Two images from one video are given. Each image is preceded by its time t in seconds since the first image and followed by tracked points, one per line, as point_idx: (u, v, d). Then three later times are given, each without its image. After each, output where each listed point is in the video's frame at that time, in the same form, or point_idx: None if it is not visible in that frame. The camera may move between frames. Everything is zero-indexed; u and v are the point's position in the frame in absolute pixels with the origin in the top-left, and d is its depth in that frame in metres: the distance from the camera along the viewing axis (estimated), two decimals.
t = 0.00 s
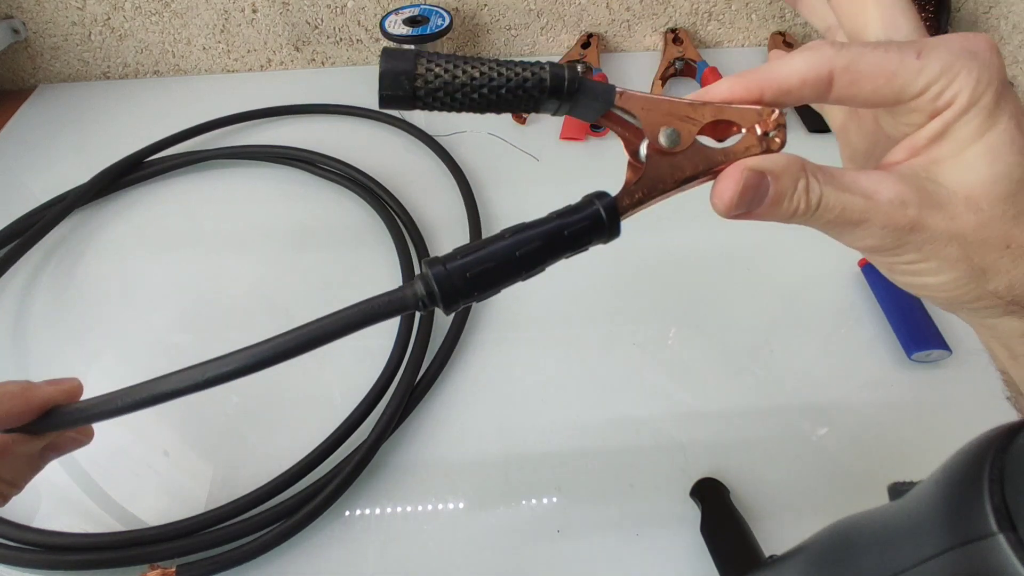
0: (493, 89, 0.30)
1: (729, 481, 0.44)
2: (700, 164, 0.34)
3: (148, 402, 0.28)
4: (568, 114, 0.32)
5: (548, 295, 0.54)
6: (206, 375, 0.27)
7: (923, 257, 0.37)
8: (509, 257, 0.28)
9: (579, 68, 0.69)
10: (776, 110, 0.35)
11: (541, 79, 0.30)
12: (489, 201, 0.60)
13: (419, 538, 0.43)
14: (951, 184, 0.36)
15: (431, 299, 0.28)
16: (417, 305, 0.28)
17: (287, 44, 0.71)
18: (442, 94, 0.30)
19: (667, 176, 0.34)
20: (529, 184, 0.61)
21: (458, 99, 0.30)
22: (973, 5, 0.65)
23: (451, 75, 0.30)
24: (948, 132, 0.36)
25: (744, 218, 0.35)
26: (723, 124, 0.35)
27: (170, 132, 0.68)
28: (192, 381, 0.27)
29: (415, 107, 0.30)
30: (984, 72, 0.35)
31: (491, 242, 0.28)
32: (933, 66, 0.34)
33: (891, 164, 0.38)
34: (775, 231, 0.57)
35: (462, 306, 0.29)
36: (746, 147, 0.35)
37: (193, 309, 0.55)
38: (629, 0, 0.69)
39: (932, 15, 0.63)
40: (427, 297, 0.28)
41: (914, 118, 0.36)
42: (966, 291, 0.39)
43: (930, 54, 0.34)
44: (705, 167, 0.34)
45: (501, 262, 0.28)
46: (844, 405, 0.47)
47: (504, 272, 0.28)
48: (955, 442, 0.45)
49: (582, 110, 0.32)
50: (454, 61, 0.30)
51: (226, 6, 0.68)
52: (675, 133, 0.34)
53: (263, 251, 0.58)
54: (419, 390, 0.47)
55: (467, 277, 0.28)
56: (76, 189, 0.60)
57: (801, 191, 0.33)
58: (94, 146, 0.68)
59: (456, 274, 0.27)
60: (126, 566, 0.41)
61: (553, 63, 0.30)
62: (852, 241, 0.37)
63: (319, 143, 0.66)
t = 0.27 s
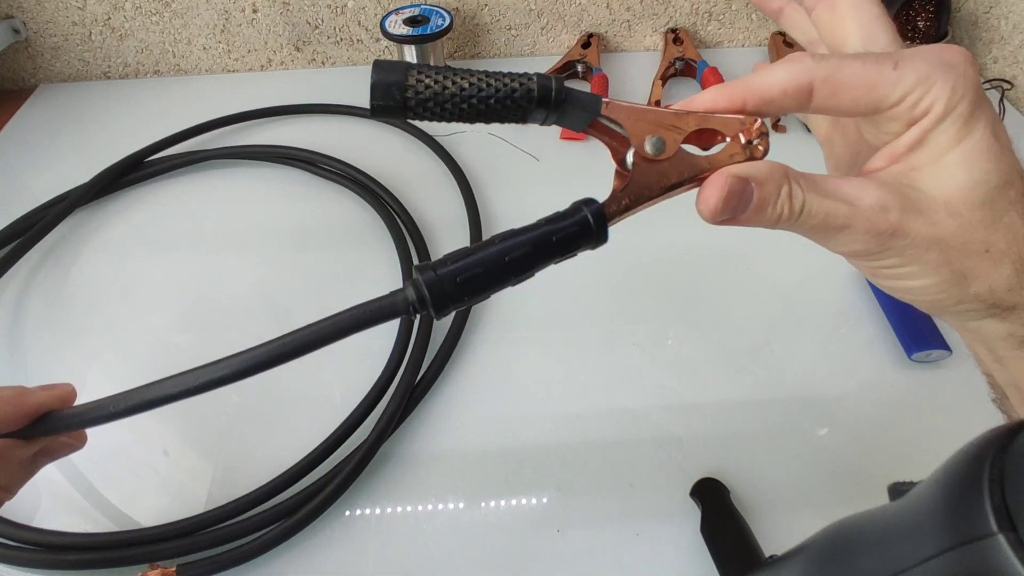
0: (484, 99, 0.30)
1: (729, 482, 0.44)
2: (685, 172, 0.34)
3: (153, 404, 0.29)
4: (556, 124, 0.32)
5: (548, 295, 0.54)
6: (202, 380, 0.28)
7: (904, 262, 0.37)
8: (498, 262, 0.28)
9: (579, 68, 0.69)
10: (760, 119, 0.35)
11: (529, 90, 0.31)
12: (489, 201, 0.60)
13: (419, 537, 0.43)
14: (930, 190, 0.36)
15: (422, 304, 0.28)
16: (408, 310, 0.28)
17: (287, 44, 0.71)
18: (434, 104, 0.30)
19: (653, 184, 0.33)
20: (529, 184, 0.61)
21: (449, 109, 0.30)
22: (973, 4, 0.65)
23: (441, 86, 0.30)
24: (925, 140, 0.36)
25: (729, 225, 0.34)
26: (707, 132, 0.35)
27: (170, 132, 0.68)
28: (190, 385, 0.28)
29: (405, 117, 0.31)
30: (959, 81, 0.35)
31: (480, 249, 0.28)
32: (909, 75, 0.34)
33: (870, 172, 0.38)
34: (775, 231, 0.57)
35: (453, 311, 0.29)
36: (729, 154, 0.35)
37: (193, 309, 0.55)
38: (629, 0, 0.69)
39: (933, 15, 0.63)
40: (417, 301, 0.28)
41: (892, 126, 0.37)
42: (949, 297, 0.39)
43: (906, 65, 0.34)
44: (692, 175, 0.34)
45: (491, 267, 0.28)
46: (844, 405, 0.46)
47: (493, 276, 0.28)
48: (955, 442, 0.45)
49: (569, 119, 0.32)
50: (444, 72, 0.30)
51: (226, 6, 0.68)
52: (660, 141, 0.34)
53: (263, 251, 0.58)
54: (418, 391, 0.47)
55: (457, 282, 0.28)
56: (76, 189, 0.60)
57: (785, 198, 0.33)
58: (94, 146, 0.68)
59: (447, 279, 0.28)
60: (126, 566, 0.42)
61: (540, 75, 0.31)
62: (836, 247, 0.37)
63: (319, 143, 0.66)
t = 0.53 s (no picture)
0: (471, 69, 0.30)
1: (729, 482, 0.44)
2: (691, 150, 0.34)
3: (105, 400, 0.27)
4: (549, 96, 0.32)
5: (548, 295, 0.54)
6: (178, 369, 0.26)
7: (926, 249, 0.37)
8: (485, 246, 0.28)
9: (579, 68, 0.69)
10: (774, 94, 0.35)
11: (521, 58, 0.30)
12: (489, 201, 0.60)
13: (419, 537, 0.43)
14: (955, 172, 0.36)
15: (402, 292, 0.27)
16: (386, 298, 0.28)
17: (288, 44, 0.71)
18: (416, 72, 0.29)
19: (656, 163, 0.33)
20: (529, 184, 0.61)
21: (433, 78, 0.30)
22: (973, 4, 0.64)
23: (425, 53, 0.29)
24: (954, 117, 0.36)
25: (739, 207, 0.35)
26: (717, 107, 0.36)
27: (170, 132, 0.68)
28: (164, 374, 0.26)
29: (385, 86, 0.30)
30: (991, 54, 0.35)
31: (473, 230, 0.28)
32: (939, 47, 0.34)
33: (895, 150, 0.38)
34: (776, 231, 0.57)
35: (437, 300, 0.28)
36: (740, 131, 0.35)
37: (193, 309, 0.55)
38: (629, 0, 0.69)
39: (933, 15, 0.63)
40: (397, 289, 0.27)
41: (919, 101, 0.37)
42: (972, 287, 0.38)
43: (936, 35, 0.34)
44: (696, 154, 0.34)
45: (477, 252, 0.28)
46: (845, 405, 0.46)
47: (479, 261, 0.28)
48: (955, 442, 0.45)
49: (564, 92, 0.32)
50: (429, 39, 0.30)
51: (226, 6, 0.68)
52: (665, 117, 0.34)
53: (263, 251, 0.58)
54: (418, 390, 0.47)
55: (440, 267, 0.27)
56: (76, 189, 0.60)
57: (801, 179, 0.33)
58: (94, 146, 0.68)
59: (438, 262, 0.27)
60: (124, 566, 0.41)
61: (533, 43, 0.30)
62: (855, 233, 0.37)
63: (319, 143, 0.66)
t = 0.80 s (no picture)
0: (469, 64, 0.30)
1: (729, 482, 0.44)
2: (701, 151, 0.34)
3: (99, 411, 0.27)
4: (551, 95, 0.31)
5: (548, 295, 0.54)
6: (178, 378, 0.26)
7: (942, 258, 0.36)
8: (483, 255, 0.28)
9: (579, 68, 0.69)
10: (786, 94, 0.36)
11: (521, 55, 0.30)
12: (489, 201, 0.60)
13: (419, 537, 0.43)
14: (974, 177, 0.35)
15: (396, 303, 0.27)
16: (379, 311, 0.28)
17: (288, 44, 0.71)
18: (410, 69, 0.29)
19: (666, 165, 0.33)
20: (530, 184, 0.61)
21: (428, 75, 0.29)
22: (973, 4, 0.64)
23: (420, 48, 0.29)
24: (972, 120, 0.36)
25: (754, 212, 0.35)
26: (726, 108, 0.36)
27: (170, 132, 0.68)
28: (165, 383, 0.26)
29: (379, 84, 0.30)
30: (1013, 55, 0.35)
31: (477, 236, 0.28)
32: (958, 46, 0.35)
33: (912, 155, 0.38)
34: (775, 231, 0.57)
35: (433, 312, 0.28)
36: (750, 132, 0.35)
37: (193, 308, 0.55)
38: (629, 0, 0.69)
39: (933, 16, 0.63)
40: (391, 301, 0.27)
41: (935, 103, 0.37)
42: (988, 296, 0.38)
43: (956, 35, 0.35)
44: (706, 155, 0.34)
45: (475, 261, 0.28)
46: (845, 405, 0.47)
47: (477, 270, 0.28)
48: (955, 442, 0.45)
49: (567, 91, 0.32)
50: (423, 34, 0.29)
51: (226, 5, 0.68)
52: (674, 118, 0.34)
53: (263, 251, 0.58)
54: (419, 391, 0.47)
55: (436, 278, 0.27)
56: (77, 189, 0.60)
57: (816, 184, 0.33)
58: (94, 146, 0.68)
59: (441, 269, 0.27)
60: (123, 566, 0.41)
61: (534, 38, 0.30)
62: (870, 239, 0.36)
63: (319, 143, 0.66)
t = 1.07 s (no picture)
0: (469, 98, 0.31)
1: (729, 482, 0.44)
2: (682, 178, 0.34)
3: (104, 426, 0.26)
4: (544, 128, 0.33)
5: (548, 295, 0.54)
6: (169, 398, 0.26)
7: (908, 276, 0.37)
8: (484, 273, 0.28)
9: (579, 68, 0.69)
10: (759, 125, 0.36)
11: (517, 89, 0.31)
12: (489, 201, 0.60)
13: (419, 537, 0.43)
14: (937, 203, 0.36)
15: (400, 319, 0.27)
16: (385, 326, 0.27)
17: (288, 44, 0.71)
18: (413, 102, 0.30)
19: (650, 191, 0.33)
20: (530, 184, 0.61)
21: (430, 108, 0.31)
22: (973, 4, 0.65)
23: (422, 84, 0.30)
24: (932, 149, 0.36)
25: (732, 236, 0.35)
26: (705, 137, 0.36)
27: (170, 132, 0.68)
28: (157, 403, 0.26)
29: (383, 116, 0.31)
30: (968, 87, 0.35)
31: (469, 257, 0.28)
32: (916, 82, 0.35)
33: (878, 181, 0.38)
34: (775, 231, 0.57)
35: (435, 327, 0.28)
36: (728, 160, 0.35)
37: (193, 308, 0.55)
38: (629, 0, 0.69)
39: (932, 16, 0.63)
40: (396, 317, 0.27)
41: (897, 134, 0.37)
42: (953, 313, 0.39)
43: (914, 68, 0.35)
44: (690, 180, 0.34)
45: (476, 279, 0.28)
46: (844, 405, 0.47)
47: (478, 288, 0.28)
48: (955, 442, 0.45)
49: (559, 125, 0.33)
50: (424, 71, 0.31)
51: (226, 6, 0.68)
52: (655, 147, 0.34)
53: (263, 251, 0.58)
54: (419, 391, 0.47)
55: (440, 294, 0.27)
56: (78, 188, 0.60)
57: (788, 208, 0.33)
58: (94, 146, 0.68)
59: (434, 289, 0.27)
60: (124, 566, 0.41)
61: (528, 75, 0.32)
62: (837, 259, 0.37)
63: (319, 143, 0.66)
